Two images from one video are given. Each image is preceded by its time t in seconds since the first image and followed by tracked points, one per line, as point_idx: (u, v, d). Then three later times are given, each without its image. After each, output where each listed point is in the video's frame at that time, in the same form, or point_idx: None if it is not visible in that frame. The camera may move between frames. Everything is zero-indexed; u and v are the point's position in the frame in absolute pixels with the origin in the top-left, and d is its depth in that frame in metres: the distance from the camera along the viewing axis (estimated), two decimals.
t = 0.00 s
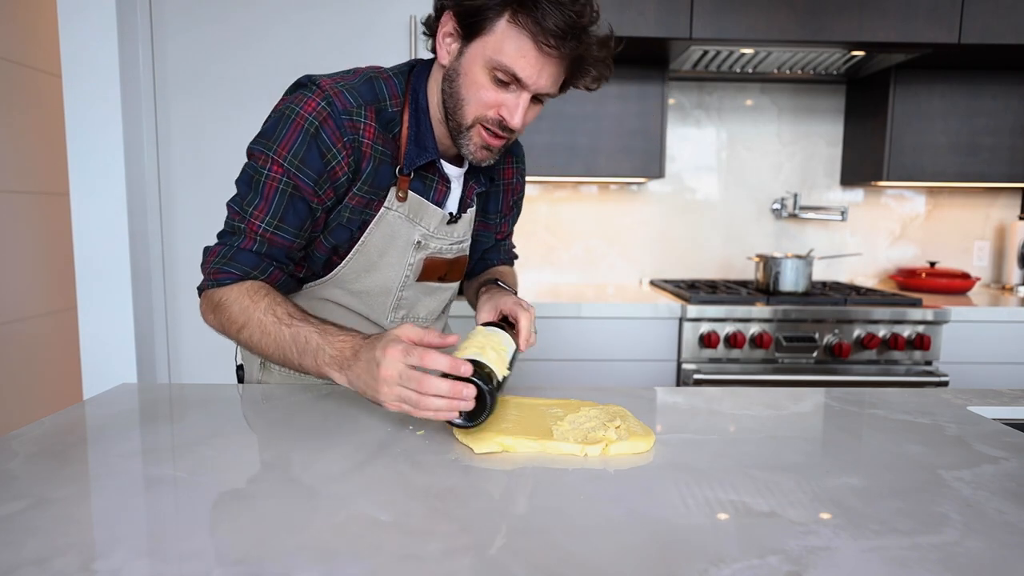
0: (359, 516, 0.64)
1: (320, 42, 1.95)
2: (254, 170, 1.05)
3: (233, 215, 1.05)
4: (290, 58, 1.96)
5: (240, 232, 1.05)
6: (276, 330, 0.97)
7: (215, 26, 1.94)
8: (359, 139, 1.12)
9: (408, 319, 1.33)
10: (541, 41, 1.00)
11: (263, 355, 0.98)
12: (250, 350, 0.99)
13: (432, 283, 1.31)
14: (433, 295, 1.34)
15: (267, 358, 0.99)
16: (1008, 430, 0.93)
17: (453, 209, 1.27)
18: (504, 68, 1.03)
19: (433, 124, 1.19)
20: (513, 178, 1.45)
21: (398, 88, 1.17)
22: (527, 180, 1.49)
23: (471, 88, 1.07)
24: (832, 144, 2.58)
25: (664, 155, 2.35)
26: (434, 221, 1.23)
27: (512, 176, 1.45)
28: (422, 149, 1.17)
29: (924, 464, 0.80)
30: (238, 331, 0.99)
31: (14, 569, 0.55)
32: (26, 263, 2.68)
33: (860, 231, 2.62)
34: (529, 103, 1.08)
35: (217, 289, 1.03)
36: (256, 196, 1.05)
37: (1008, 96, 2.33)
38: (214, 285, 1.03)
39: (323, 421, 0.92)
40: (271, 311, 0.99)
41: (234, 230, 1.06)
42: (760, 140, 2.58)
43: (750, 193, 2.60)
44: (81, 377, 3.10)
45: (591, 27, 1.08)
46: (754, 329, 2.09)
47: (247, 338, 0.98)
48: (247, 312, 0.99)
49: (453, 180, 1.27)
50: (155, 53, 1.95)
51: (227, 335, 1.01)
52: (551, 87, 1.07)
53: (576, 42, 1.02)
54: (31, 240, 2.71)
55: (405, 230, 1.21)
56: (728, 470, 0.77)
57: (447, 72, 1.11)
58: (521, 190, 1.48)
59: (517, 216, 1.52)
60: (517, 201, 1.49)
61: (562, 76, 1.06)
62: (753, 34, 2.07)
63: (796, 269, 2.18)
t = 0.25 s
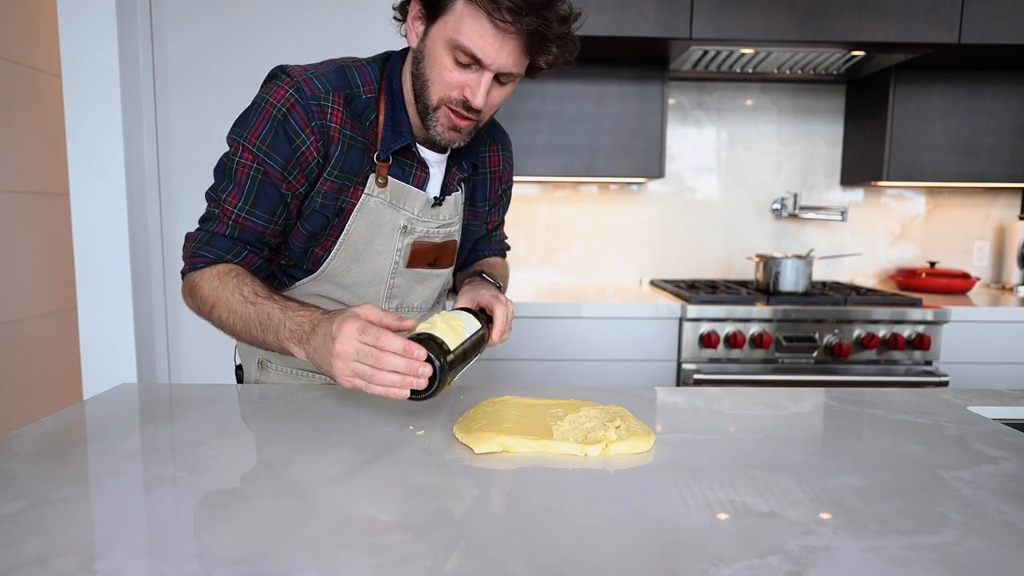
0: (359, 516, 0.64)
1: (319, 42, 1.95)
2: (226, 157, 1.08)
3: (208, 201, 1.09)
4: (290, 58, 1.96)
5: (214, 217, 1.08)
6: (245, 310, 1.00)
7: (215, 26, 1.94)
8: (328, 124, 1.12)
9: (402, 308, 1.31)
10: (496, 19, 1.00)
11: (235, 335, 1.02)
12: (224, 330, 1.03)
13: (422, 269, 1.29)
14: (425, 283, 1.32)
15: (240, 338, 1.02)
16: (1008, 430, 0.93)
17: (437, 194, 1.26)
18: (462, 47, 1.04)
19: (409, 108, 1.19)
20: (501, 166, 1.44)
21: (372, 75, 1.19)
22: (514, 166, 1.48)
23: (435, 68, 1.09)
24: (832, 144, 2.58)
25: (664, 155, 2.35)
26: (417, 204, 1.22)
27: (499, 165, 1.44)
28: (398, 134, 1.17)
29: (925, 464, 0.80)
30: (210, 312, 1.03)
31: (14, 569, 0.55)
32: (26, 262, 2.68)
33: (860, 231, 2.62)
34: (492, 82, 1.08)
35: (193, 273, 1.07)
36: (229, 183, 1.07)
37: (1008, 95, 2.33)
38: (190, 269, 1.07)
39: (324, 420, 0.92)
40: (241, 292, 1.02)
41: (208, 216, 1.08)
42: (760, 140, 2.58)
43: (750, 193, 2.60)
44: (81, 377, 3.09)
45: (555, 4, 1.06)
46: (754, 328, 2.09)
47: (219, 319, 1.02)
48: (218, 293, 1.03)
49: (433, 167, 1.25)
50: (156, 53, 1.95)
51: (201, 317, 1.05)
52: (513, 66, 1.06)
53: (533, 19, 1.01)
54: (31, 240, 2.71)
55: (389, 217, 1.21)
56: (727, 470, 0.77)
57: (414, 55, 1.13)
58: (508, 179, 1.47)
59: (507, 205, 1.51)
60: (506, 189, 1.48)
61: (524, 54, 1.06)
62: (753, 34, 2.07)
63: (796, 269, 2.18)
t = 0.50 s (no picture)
0: (359, 516, 0.64)
1: (319, 41, 1.95)
2: (216, 158, 1.08)
3: (201, 200, 1.08)
4: (290, 57, 1.96)
5: (207, 216, 1.08)
6: (239, 308, 1.00)
7: (214, 26, 1.94)
8: (316, 119, 1.13)
9: (402, 301, 1.30)
10: (476, 10, 1.00)
11: (228, 333, 1.02)
12: (216, 328, 1.02)
13: (420, 261, 1.28)
14: (424, 275, 1.30)
15: (231, 336, 1.02)
16: (1008, 430, 0.93)
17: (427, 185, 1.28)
18: (444, 39, 1.04)
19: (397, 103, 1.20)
20: (493, 157, 1.45)
21: (358, 70, 1.20)
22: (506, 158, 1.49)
23: (419, 60, 1.10)
24: (832, 144, 2.58)
25: (664, 155, 2.35)
26: (409, 194, 1.22)
27: (493, 156, 1.45)
28: (387, 125, 1.18)
29: (925, 464, 0.80)
30: (205, 308, 1.03)
31: (15, 569, 0.55)
32: (26, 263, 2.68)
33: (860, 231, 2.62)
34: (476, 73, 1.09)
35: (188, 271, 1.06)
36: (221, 182, 1.07)
37: (1007, 95, 2.33)
38: (184, 266, 1.06)
39: (324, 420, 0.92)
40: (237, 291, 1.02)
41: (201, 214, 1.08)
42: (760, 140, 2.58)
43: (750, 193, 2.60)
44: (81, 377, 3.09)
45: None
46: (754, 328, 2.09)
47: (213, 315, 1.02)
48: (213, 291, 1.03)
49: (422, 159, 1.27)
50: (156, 53, 1.95)
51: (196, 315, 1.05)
52: (495, 56, 1.07)
53: (514, 10, 1.01)
54: (31, 240, 2.71)
55: (382, 208, 1.21)
56: (727, 470, 0.77)
57: (399, 48, 1.14)
58: (500, 171, 1.48)
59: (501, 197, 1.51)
60: (499, 181, 1.49)
61: (506, 44, 1.06)
62: (753, 34, 2.07)
63: (796, 269, 2.18)
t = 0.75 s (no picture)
0: (359, 516, 0.64)
1: (319, 41, 1.95)
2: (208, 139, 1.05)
3: (186, 180, 1.04)
4: (289, 57, 1.96)
5: (193, 193, 1.03)
6: (239, 276, 0.97)
7: (214, 26, 1.94)
8: (311, 114, 1.12)
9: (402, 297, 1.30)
10: (476, 13, 1.02)
11: (217, 309, 0.96)
12: (202, 304, 0.96)
13: (418, 257, 1.28)
14: (422, 271, 1.31)
15: (222, 313, 0.97)
16: (1008, 430, 0.93)
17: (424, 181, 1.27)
18: (443, 40, 1.05)
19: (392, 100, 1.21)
20: (489, 152, 1.45)
21: (353, 68, 1.20)
22: (502, 150, 1.49)
23: (417, 61, 1.10)
24: (832, 144, 2.58)
25: (664, 155, 2.35)
26: (406, 189, 1.22)
27: (487, 150, 1.44)
28: (381, 123, 1.18)
29: (924, 464, 0.80)
30: (191, 284, 0.96)
31: (15, 569, 0.55)
32: (26, 263, 2.68)
33: (860, 231, 2.62)
34: (473, 74, 1.10)
35: (167, 249, 0.99)
36: (209, 161, 1.04)
37: (1007, 95, 2.33)
38: (161, 243, 0.99)
39: (324, 420, 0.92)
40: (233, 265, 0.99)
41: (186, 192, 1.03)
42: (760, 140, 2.58)
43: (750, 193, 2.60)
44: (80, 377, 3.09)
45: None
46: (754, 328, 2.09)
47: (202, 291, 0.96)
48: (205, 263, 0.98)
49: (418, 156, 1.27)
50: (156, 53, 1.95)
51: (175, 293, 0.97)
52: (493, 57, 1.08)
53: (512, 12, 1.03)
54: (31, 240, 2.71)
55: (380, 205, 1.21)
56: (728, 470, 0.77)
57: (395, 48, 1.14)
58: (497, 163, 1.48)
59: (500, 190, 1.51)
60: (497, 174, 1.49)
61: (503, 46, 1.07)
62: (753, 34, 2.07)
63: (796, 269, 2.18)
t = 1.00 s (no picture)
0: (359, 516, 0.64)
1: (319, 41, 1.95)
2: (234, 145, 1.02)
3: (221, 190, 1.00)
4: (289, 57, 1.96)
5: (237, 203, 0.99)
6: (311, 293, 0.96)
7: (214, 26, 1.94)
8: (324, 113, 1.13)
9: (396, 296, 1.31)
10: (483, 13, 1.02)
11: (290, 326, 0.95)
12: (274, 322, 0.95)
13: (413, 257, 1.29)
14: (417, 271, 1.31)
15: (294, 331, 0.95)
16: (1008, 430, 0.93)
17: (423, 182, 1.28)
18: (451, 41, 1.05)
19: (394, 100, 1.21)
20: (490, 152, 1.44)
21: (356, 68, 1.20)
22: (504, 149, 1.49)
23: (423, 63, 1.10)
24: (832, 144, 2.58)
25: (664, 156, 2.35)
26: (403, 190, 1.23)
27: (490, 151, 1.44)
28: (383, 123, 1.18)
29: (924, 464, 0.80)
30: (259, 301, 0.95)
31: (14, 569, 0.55)
32: (25, 263, 2.68)
33: (860, 231, 2.62)
34: (481, 74, 1.10)
35: (228, 265, 0.96)
36: (242, 167, 1.01)
37: (1008, 95, 2.33)
38: (219, 259, 0.96)
39: (325, 420, 0.92)
40: (303, 283, 0.98)
41: (226, 202, 0.99)
42: (760, 140, 2.58)
43: (750, 193, 2.60)
44: (80, 377, 3.09)
45: None
46: (754, 328, 2.09)
47: (273, 308, 0.95)
48: (275, 279, 0.96)
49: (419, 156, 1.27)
50: (156, 53, 1.95)
51: (242, 310, 0.95)
52: (500, 57, 1.09)
53: (518, 11, 1.04)
54: (31, 240, 2.71)
55: (377, 205, 1.21)
56: (728, 470, 0.77)
57: (400, 51, 1.14)
58: (500, 163, 1.48)
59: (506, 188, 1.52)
60: (501, 174, 1.49)
61: (509, 45, 1.08)
62: (753, 34, 2.07)
63: (796, 269, 2.18)
